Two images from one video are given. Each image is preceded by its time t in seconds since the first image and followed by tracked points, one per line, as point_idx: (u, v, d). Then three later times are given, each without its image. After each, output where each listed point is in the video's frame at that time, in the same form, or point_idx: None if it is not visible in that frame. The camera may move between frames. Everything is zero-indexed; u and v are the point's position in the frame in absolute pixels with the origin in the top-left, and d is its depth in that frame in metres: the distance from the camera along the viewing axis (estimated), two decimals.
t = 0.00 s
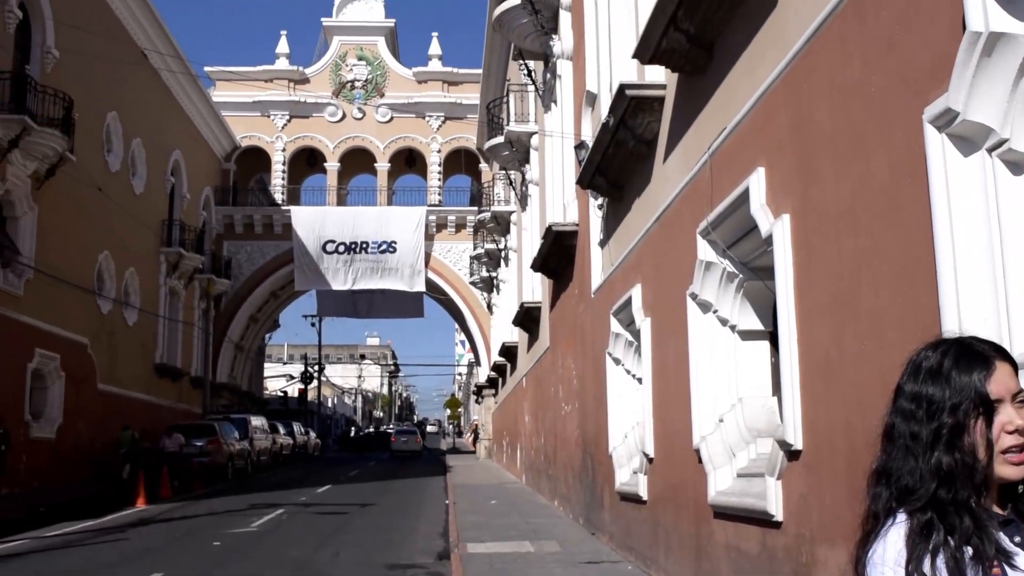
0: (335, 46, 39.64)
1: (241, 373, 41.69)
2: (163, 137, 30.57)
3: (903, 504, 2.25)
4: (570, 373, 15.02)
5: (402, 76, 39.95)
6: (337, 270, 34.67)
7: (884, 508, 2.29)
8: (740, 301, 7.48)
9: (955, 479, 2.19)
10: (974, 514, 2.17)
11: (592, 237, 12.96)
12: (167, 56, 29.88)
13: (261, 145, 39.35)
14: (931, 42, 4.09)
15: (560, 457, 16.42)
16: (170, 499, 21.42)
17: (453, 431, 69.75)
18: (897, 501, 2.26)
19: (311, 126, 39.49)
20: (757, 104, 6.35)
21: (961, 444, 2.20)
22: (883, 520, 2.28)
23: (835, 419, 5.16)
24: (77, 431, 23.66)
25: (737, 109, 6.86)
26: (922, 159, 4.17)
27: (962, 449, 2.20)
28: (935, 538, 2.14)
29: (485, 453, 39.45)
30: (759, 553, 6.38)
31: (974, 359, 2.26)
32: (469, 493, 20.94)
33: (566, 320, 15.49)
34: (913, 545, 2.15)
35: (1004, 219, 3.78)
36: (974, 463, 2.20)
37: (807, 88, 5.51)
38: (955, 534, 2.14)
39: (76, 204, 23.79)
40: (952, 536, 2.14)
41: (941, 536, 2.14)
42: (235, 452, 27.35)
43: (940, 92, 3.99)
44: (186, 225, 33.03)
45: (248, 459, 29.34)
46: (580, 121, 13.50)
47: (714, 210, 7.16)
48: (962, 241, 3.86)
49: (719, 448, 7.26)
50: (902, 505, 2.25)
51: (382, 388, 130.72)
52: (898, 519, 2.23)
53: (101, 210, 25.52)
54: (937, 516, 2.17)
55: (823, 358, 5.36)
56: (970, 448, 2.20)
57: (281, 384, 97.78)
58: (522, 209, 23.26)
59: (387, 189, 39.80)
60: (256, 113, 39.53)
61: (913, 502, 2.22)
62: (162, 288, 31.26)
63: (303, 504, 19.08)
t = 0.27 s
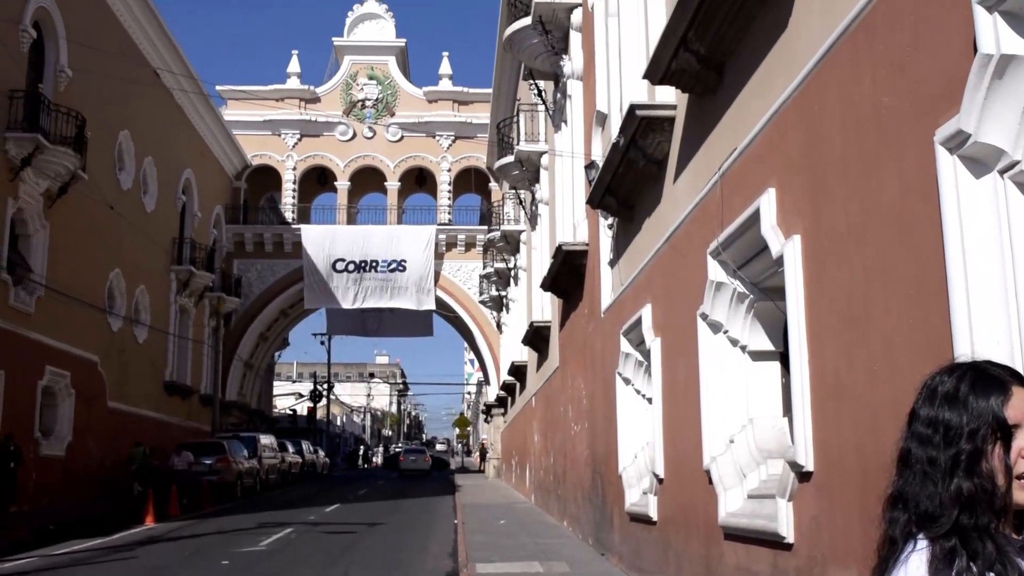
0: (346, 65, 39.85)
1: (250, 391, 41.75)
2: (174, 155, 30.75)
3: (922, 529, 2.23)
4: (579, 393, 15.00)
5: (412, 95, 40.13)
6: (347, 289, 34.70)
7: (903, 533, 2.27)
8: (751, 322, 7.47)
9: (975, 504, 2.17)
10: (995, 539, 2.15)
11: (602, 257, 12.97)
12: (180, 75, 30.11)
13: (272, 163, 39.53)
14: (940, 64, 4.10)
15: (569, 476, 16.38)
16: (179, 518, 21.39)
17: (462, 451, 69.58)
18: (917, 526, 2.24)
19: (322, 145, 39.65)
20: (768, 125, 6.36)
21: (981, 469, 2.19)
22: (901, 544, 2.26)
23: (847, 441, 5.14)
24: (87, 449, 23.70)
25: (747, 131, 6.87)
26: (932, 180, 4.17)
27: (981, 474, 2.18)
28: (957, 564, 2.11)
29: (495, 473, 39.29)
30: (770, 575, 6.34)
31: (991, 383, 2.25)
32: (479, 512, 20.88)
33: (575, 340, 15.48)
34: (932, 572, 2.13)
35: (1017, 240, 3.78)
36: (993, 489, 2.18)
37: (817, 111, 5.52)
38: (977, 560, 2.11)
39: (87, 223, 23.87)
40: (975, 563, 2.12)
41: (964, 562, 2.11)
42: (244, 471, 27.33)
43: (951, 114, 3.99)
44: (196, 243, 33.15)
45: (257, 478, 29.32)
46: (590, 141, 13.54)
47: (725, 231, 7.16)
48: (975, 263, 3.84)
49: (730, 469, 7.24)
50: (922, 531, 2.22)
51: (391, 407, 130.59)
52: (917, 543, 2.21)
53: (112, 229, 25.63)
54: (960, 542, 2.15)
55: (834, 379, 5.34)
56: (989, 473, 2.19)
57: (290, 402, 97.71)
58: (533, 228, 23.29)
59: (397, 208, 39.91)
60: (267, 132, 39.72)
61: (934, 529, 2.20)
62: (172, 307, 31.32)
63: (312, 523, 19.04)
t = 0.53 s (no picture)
0: (357, 81, 40.01)
1: (261, 406, 41.80)
2: (186, 171, 30.89)
3: (941, 549, 2.21)
4: (591, 408, 14.98)
5: (423, 110, 40.27)
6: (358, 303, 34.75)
7: (920, 553, 2.27)
8: (764, 337, 7.46)
9: (993, 524, 2.16)
10: (1015, 558, 2.14)
11: (613, 271, 12.97)
12: (192, 92, 30.34)
13: (283, 178, 39.67)
14: (955, 81, 4.09)
15: (581, 492, 16.32)
16: (191, 532, 21.38)
17: (473, 466, 69.38)
18: (935, 546, 2.23)
19: (333, 160, 39.78)
20: (780, 140, 6.35)
21: (998, 489, 2.17)
22: (920, 564, 2.26)
23: (860, 458, 5.11)
24: (99, 464, 23.73)
25: (759, 147, 6.87)
26: (947, 197, 4.16)
27: (998, 494, 2.17)
28: None
29: (506, 488, 39.20)
30: None
31: (1009, 403, 2.21)
32: (491, 528, 20.82)
33: (587, 355, 15.46)
34: None
35: None
36: (1012, 508, 2.16)
37: (831, 127, 5.51)
38: None
39: (99, 238, 23.97)
40: None
41: None
42: (256, 486, 27.33)
43: (963, 131, 4.00)
44: (208, 258, 33.27)
45: (269, 492, 29.32)
46: (601, 156, 13.56)
47: (737, 247, 7.16)
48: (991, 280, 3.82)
49: (743, 484, 7.21)
50: (940, 551, 2.21)
51: (402, 422, 130.53)
52: (935, 564, 2.21)
53: (125, 244, 25.77)
54: (978, 562, 2.15)
55: (848, 397, 5.31)
56: (1008, 493, 2.17)
57: (301, 416, 97.74)
58: (543, 243, 23.29)
59: (409, 223, 39.97)
60: (279, 148, 39.87)
61: (951, 549, 2.19)
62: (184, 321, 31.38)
63: (323, 538, 18.99)
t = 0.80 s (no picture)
0: (373, 96, 40.19)
1: (277, 420, 41.87)
2: (203, 186, 31.06)
3: (963, 567, 2.19)
4: (607, 422, 14.94)
5: (438, 125, 40.40)
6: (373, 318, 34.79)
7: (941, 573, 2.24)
8: (781, 352, 7.43)
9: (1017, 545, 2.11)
10: None
11: (629, 286, 12.96)
12: (209, 108, 30.55)
13: (299, 193, 39.85)
14: (972, 94, 4.08)
15: (597, 507, 16.25)
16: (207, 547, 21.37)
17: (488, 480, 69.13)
18: (957, 565, 2.20)
19: (349, 175, 39.93)
20: (797, 154, 6.34)
21: (1020, 509, 2.16)
22: None
23: (879, 473, 5.08)
24: (116, 478, 23.80)
25: (776, 160, 6.86)
26: (965, 211, 4.14)
27: (1021, 514, 2.16)
28: None
29: (521, 502, 39.09)
30: None
31: None
32: (507, 543, 20.75)
33: (603, 370, 15.42)
34: None
35: None
36: None
37: (847, 142, 5.50)
38: None
39: (116, 252, 24.11)
40: None
41: None
42: (271, 500, 27.32)
43: (982, 145, 3.98)
44: (224, 273, 33.42)
45: (284, 507, 29.29)
46: (617, 170, 13.56)
47: (754, 261, 7.14)
48: (1012, 296, 3.79)
49: (760, 500, 7.16)
50: (963, 570, 2.19)
51: (417, 436, 130.37)
52: None
53: (141, 259, 25.92)
54: None
55: (866, 412, 5.29)
56: None
57: (316, 430, 97.75)
58: (559, 256, 23.29)
59: (424, 237, 40.03)
60: (295, 162, 40.07)
61: (973, 567, 2.17)
62: (200, 335, 31.50)
63: (339, 553, 18.96)
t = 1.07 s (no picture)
0: (384, 112, 40.35)
1: (289, 435, 41.93)
2: (215, 202, 31.21)
3: None
4: (619, 437, 14.90)
5: (450, 141, 40.52)
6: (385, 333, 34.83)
7: None
8: (794, 367, 7.40)
9: None
10: None
11: (641, 300, 12.94)
12: (222, 124, 30.75)
13: (311, 209, 40.00)
14: (985, 109, 4.07)
15: (609, 522, 16.20)
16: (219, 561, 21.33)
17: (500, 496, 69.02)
18: None
19: (360, 190, 40.06)
20: (809, 170, 6.34)
21: None
22: None
23: (894, 491, 5.04)
24: (128, 493, 23.85)
25: (788, 176, 6.85)
26: (979, 227, 4.12)
27: None
28: None
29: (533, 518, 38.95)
30: None
31: None
32: (519, 558, 20.70)
33: (615, 385, 15.38)
34: None
35: None
36: None
37: (860, 156, 5.49)
38: None
39: (129, 267, 24.21)
40: None
41: None
42: (283, 515, 27.31)
43: (996, 160, 3.97)
44: (237, 288, 33.53)
45: (296, 522, 29.26)
46: (628, 185, 13.57)
47: (766, 277, 7.13)
48: None
49: (774, 516, 7.11)
50: None
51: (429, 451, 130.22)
52: None
53: (154, 274, 26.05)
54: None
55: (880, 427, 5.26)
56: None
57: (327, 445, 97.79)
58: (570, 271, 23.30)
59: (435, 252, 40.09)
60: (307, 178, 40.23)
61: None
62: (212, 350, 31.56)
63: (350, 568, 18.96)
